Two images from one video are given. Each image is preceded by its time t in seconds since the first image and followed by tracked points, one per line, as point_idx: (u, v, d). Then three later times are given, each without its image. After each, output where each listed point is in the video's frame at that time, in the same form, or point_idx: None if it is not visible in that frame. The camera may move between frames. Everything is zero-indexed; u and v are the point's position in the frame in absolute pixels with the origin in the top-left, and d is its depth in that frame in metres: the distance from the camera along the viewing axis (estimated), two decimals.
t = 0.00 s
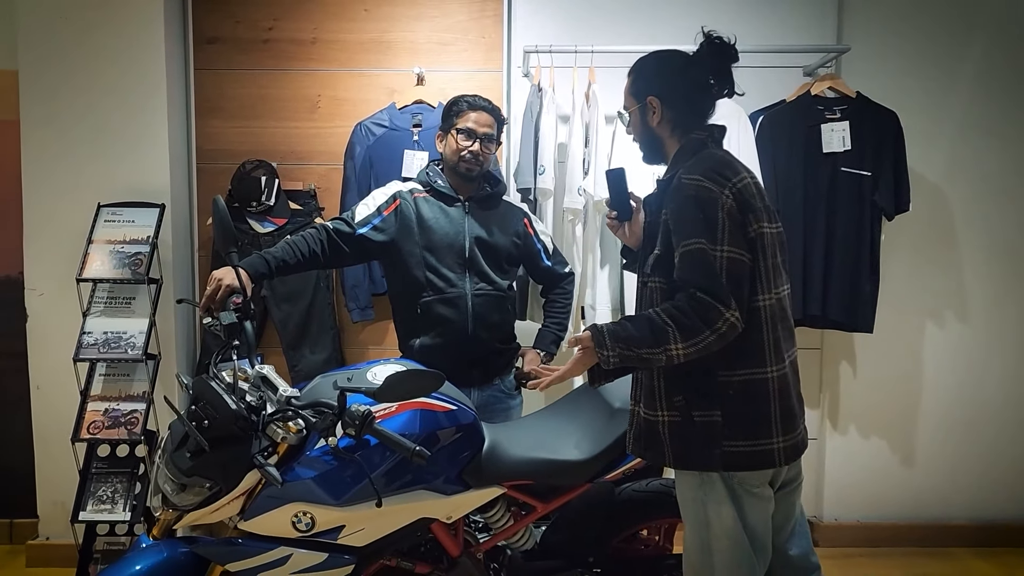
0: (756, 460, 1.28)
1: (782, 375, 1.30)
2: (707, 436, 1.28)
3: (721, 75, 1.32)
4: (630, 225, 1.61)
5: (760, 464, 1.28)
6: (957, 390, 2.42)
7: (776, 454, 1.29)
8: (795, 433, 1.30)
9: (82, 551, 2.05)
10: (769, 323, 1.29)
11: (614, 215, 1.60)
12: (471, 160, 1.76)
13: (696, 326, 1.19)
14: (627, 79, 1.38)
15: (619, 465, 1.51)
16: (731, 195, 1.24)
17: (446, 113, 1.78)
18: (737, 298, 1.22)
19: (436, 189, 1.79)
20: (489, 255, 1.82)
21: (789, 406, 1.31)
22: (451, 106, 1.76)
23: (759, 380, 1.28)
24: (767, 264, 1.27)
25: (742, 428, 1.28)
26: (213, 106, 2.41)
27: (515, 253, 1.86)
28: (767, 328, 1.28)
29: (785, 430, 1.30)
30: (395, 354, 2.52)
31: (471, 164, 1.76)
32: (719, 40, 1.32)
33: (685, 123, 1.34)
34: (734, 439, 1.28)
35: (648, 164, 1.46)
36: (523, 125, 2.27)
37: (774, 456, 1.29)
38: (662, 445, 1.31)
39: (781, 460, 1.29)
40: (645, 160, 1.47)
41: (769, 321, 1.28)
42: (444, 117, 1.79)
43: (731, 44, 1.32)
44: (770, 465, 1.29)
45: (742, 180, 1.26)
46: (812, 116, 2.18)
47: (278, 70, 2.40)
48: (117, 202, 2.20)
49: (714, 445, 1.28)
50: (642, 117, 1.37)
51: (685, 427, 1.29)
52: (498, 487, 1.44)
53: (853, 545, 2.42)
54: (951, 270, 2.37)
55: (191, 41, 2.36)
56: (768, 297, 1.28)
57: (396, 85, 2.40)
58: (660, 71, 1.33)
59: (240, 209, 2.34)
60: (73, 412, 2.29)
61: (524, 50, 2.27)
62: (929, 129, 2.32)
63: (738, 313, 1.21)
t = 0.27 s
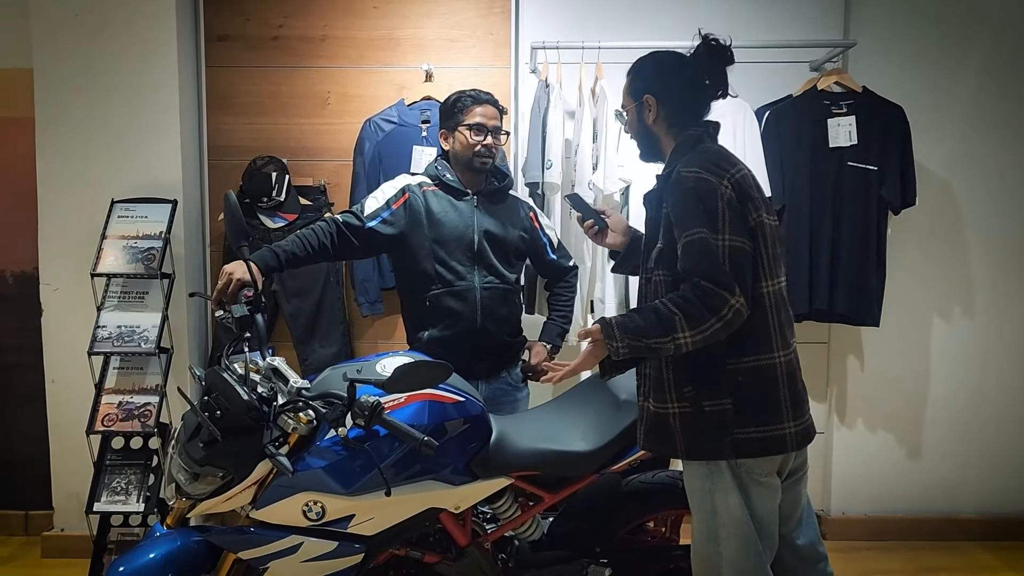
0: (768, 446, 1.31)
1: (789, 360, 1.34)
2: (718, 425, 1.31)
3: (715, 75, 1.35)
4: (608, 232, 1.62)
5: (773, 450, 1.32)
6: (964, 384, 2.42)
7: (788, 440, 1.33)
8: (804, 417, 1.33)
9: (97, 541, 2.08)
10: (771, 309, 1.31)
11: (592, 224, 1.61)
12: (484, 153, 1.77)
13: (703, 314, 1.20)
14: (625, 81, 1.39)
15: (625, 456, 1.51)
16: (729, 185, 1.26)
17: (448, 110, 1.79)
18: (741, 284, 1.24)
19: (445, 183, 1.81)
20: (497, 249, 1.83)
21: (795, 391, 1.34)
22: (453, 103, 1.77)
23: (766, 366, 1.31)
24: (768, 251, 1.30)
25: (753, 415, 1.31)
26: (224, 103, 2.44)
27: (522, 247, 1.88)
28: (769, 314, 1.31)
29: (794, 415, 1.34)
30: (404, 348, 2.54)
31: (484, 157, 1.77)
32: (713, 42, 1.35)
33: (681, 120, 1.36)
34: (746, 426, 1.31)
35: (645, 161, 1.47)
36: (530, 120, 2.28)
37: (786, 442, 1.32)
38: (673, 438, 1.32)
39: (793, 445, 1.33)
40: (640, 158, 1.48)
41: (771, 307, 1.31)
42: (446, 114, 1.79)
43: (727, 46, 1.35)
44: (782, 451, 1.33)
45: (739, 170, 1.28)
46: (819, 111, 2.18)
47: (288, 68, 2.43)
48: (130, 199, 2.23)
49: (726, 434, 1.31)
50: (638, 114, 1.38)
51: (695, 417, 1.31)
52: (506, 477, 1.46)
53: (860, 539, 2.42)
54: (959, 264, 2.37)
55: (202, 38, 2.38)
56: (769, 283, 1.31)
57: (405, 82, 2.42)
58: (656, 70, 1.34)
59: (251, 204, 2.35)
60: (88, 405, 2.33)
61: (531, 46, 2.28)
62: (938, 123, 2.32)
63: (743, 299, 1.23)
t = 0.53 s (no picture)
0: (778, 433, 1.33)
1: (794, 348, 1.37)
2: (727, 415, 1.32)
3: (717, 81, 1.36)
4: (579, 234, 1.65)
5: (783, 438, 1.33)
6: (969, 381, 2.42)
7: (797, 427, 1.34)
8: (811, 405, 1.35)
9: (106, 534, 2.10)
10: (774, 299, 1.34)
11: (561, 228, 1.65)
12: (490, 152, 1.79)
13: (711, 303, 1.21)
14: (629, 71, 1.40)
15: (628, 449, 1.53)
16: (731, 177, 1.27)
17: (451, 109, 1.79)
18: (747, 273, 1.25)
19: (449, 179, 1.82)
20: (501, 244, 1.85)
21: (801, 379, 1.37)
22: (456, 102, 1.77)
23: (773, 355, 1.33)
24: (768, 241, 1.32)
25: (762, 404, 1.33)
26: (232, 101, 2.46)
27: (527, 243, 1.90)
28: (772, 303, 1.33)
29: (801, 402, 1.35)
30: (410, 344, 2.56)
31: (490, 156, 1.79)
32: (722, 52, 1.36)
33: (679, 118, 1.37)
34: (755, 415, 1.32)
35: (639, 155, 1.48)
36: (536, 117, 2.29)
37: (795, 429, 1.34)
38: (681, 431, 1.34)
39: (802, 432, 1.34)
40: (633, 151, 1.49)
41: (773, 297, 1.34)
42: (450, 112, 1.79)
43: (735, 57, 1.36)
44: (791, 439, 1.34)
45: (738, 163, 1.30)
46: (824, 108, 2.18)
47: (296, 65, 2.45)
48: (139, 195, 2.26)
49: (735, 423, 1.32)
50: (637, 108, 1.39)
51: (704, 408, 1.33)
52: (509, 470, 1.47)
53: (864, 535, 2.43)
54: (964, 261, 2.37)
55: (211, 37, 2.41)
56: (771, 272, 1.33)
57: (411, 79, 2.44)
58: (660, 68, 1.35)
59: (259, 201, 2.36)
60: (97, 399, 2.36)
61: (537, 44, 2.31)
62: (943, 120, 2.32)
63: (749, 287, 1.24)
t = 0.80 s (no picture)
0: (779, 432, 1.34)
1: (793, 347, 1.38)
2: (728, 414, 1.33)
3: (705, 83, 1.37)
4: (572, 239, 1.62)
5: (784, 435, 1.35)
6: (966, 384, 2.43)
7: (797, 425, 1.36)
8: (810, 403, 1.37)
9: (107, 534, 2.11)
10: (774, 298, 1.36)
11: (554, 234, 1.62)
12: (489, 155, 1.80)
13: (716, 304, 1.23)
14: (616, 83, 1.42)
15: (625, 450, 1.53)
16: (729, 180, 1.29)
17: (452, 111, 1.81)
18: (749, 274, 1.27)
19: (448, 182, 1.84)
20: (501, 247, 1.86)
21: (800, 378, 1.38)
22: (458, 104, 1.79)
23: (774, 355, 1.35)
24: (766, 241, 1.34)
25: (763, 403, 1.34)
26: (233, 104, 2.48)
27: (526, 246, 1.91)
28: (772, 302, 1.35)
29: (800, 401, 1.37)
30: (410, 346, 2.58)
31: (489, 159, 1.80)
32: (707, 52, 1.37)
33: (672, 125, 1.39)
34: (756, 414, 1.34)
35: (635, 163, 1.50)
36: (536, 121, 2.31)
37: (795, 427, 1.36)
38: (682, 431, 1.34)
39: (801, 430, 1.36)
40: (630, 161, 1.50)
41: (773, 296, 1.35)
42: (451, 114, 1.80)
43: (717, 55, 1.37)
44: (791, 437, 1.36)
45: (735, 165, 1.32)
46: (820, 112, 2.20)
47: (296, 69, 2.46)
48: (141, 198, 2.27)
49: (735, 422, 1.33)
50: (629, 118, 1.41)
51: (705, 408, 1.34)
52: (506, 470, 1.48)
53: (862, 538, 2.43)
54: (960, 264, 2.38)
55: (212, 41, 2.43)
56: (771, 272, 1.34)
57: (411, 83, 2.45)
58: (648, 75, 1.37)
59: (259, 203, 2.38)
60: (98, 400, 2.37)
61: (536, 48, 2.33)
62: (939, 124, 2.33)
63: (752, 287, 1.26)
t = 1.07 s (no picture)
0: (778, 434, 1.35)
1: (791, 351, 1.39)
2: (727, 417, 1.35)
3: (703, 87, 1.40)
4: (569, 245, 1.66)
5: (783, 438, 1.35)
6: (965, 389, 2.44)
7: (796, 428, 1.37)
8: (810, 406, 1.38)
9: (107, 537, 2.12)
10: (774, 301, 1.36)
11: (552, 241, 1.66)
12: (489, 161, 1.81)
13: (718, 309, 1.24)
14: (616, 87, 1.43)
15: (624, 453, 1.54)
16: (729, 185, 1.30)
17: (454, 117, 1.82)
18: (750, 279, 1.28)
19: (450, 187, 1.85)
20: (501, 251, 1.88)
21: (800, 381, 1.39)
22: (459, 111, 1.80)
23: (773, 358, 1.36)
24: (766, 246, 1.35)
25: (762, 406, 1.35)
26: (235, 109, 2.50)
27: (526, 250, 1.92)
28: (772, 306, 1.36)
29: (800, 403, 1.38)
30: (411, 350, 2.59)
31: (490, 166, 1.82)
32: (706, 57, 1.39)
33: (672, 129, 1.40)
34: (756, 417, 1.34)
35: (630, 167, 1.51)
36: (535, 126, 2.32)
37: (795, 429, 1.36)
38: (681, 435, 1.36)
39: (801, 433, 1.36)
40: (626, 165, 1.52)
41: (772, 300, 1.36)
42: (453, 120, 1.82)
43: (715, 61, 1.40)
44: (790, 439, 1.36)
45: (734, 171, 1.33)
46: (818, 118, 2.22)
47: (298, 75, 2.48)
48: (143, 202, 2.29)
49: (735, 425, 1.34)
50: (631, 122, 1.42)
51: (704, 412, 1.35)
52: (505, 473, 1.49)
53: (860, 542, 2.44)
54: (958, 269, 2.39)
55: (214, 46, 2.45)
56: (771, 276, 1.35)
57: (412, 89, 2.47)
58: (647, 81, 1.39)
59: (261, 208, 2.41)
60: (100, 404, 2.38)
61: (536, 54, 2.34)
62: (937, 129, 2.35)
63: (754, 292, 1.27)
